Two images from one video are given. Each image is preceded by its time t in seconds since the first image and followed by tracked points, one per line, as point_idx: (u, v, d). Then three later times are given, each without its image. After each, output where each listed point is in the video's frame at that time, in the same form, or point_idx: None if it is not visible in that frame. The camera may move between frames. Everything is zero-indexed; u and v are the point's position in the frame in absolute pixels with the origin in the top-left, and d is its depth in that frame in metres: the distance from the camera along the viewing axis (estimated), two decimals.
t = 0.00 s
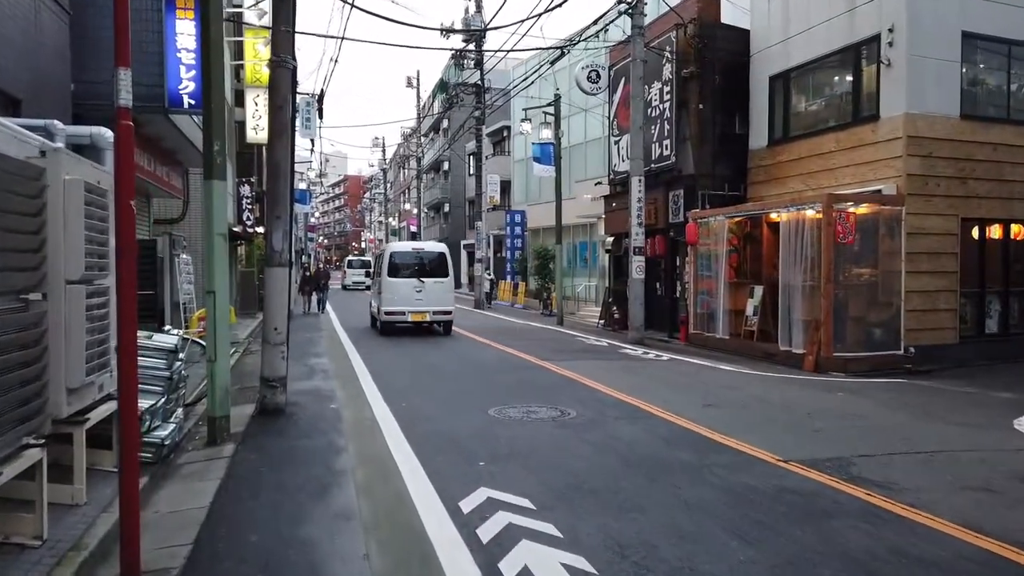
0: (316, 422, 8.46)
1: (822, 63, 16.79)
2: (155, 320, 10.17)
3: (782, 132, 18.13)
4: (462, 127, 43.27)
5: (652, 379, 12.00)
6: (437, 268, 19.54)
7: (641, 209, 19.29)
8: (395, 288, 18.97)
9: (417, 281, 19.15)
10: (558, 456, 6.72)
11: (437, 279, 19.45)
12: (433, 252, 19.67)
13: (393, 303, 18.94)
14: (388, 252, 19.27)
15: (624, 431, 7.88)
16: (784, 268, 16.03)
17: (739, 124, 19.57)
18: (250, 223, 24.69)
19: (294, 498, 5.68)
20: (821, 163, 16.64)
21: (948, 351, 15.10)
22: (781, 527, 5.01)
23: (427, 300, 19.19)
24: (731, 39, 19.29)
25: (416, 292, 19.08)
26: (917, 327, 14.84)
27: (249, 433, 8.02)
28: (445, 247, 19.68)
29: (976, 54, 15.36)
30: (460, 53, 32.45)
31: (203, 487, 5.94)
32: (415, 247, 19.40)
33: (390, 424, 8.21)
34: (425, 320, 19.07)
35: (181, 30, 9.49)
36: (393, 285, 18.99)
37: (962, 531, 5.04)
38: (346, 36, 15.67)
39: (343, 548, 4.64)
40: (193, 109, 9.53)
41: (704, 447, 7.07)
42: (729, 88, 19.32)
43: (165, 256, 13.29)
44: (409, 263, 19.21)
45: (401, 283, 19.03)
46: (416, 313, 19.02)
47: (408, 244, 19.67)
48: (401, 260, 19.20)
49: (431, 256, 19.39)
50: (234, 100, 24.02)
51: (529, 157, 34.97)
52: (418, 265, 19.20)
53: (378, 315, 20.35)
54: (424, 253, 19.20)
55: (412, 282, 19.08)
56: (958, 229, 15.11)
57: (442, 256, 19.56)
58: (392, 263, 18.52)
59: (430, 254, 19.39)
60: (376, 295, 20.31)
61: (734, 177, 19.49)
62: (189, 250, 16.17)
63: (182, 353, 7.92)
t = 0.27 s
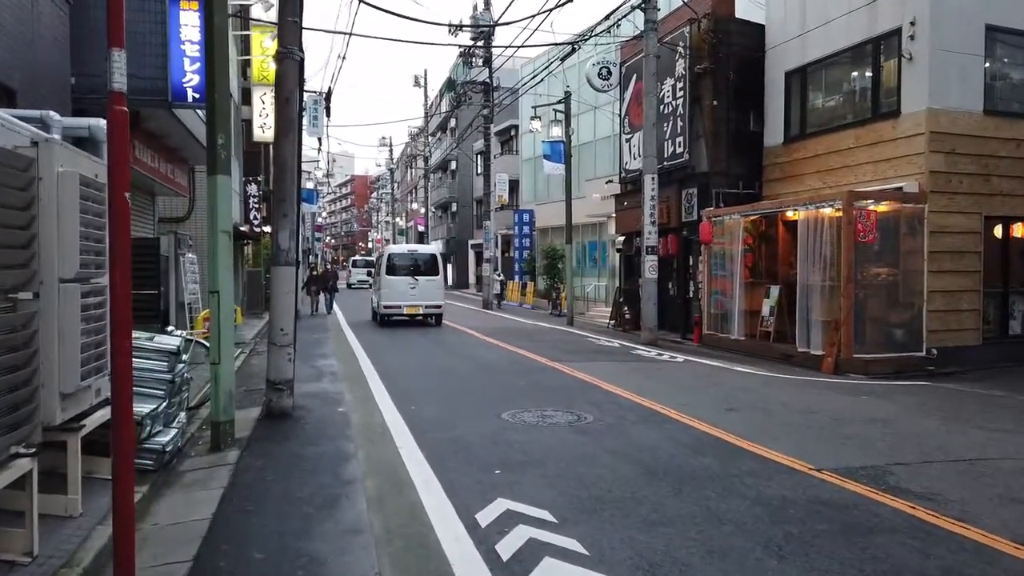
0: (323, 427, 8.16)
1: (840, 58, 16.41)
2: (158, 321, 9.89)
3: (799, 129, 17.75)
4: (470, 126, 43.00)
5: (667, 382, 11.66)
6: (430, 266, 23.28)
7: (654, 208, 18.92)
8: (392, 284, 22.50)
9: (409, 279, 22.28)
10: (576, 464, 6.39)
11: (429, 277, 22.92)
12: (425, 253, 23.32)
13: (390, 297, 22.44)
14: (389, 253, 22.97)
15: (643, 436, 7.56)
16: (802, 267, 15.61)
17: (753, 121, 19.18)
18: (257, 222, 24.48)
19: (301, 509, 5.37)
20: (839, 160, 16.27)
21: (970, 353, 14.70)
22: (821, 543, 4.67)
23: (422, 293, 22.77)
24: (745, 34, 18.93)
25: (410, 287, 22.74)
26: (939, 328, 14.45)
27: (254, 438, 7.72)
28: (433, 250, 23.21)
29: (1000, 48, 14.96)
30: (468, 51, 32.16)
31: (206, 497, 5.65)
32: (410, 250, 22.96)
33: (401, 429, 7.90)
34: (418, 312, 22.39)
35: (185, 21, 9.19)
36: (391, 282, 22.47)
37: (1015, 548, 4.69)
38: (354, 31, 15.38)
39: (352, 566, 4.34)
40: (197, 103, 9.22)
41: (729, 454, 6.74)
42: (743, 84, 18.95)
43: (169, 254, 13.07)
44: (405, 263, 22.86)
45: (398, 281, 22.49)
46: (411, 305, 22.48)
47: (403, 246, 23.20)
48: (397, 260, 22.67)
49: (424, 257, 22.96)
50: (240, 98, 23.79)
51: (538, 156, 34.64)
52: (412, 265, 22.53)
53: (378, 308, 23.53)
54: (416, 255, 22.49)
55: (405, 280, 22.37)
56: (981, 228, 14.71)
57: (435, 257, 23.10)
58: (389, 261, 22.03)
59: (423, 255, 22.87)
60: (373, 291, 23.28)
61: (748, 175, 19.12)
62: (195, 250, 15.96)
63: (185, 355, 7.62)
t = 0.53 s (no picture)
0: (329, 436, 7.86)
1: (855, 55, 16.08)
2: (159, 324, 9.60)
3: (812, 127, 17.42)
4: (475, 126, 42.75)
5: (681, 386, 11.34)
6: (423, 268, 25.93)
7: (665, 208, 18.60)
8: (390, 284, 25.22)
9: (407, 279, 25.25)
10: (596, 477, 6.08)
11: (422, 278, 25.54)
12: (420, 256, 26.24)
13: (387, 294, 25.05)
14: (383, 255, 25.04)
15: (663, 446, 7.25)
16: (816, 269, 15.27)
17: (765, 120, 18.86)
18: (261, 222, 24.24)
19: (307, 528, 5.07)
20: (855, 160, 15.93)
21: (990, 357, 14.35)
22: (863, 567, 4.36)
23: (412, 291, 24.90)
24: (756, 31, 18.62)
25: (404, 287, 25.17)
26: (958, 331, 14.10)
27: (258, 448, 7.43)
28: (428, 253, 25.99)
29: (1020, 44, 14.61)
30: (474, 50, 31.88)
31: (207, 513, 5.36)
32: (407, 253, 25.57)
33: (410, 439, 7.60)
34: (411, 309, 24.97)
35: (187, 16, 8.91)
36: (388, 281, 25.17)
37: None
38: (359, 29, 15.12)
39: None
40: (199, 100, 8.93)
41: (755, 466, 6.43)
42: (755, 82, 18.63)
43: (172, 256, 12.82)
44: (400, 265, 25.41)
45: (394, 281, 25.18)
46: (405, 302, 25.01)
47: (401, 250, 26.16)
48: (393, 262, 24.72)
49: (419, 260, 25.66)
50: (244, 97, 23.57)
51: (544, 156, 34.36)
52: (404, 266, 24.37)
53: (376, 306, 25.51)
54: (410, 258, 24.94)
55: (401, 280, 25.22)
56: (1001, 229, 14.36)
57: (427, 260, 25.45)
58: (386, 264, 24.68)
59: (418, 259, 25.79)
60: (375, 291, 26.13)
61: (760, 174, 18.79)
62: (198, 252, 15.74)
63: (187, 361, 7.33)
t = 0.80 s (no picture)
0: (335, 441, 7.56)
1: (871, 50, 15.73)
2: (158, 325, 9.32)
3: (826, 124, 17.08)
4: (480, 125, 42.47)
5: (696, 389, 11.03)
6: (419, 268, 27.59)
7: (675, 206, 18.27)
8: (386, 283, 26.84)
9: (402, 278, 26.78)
10: (616, 486, 5.77)
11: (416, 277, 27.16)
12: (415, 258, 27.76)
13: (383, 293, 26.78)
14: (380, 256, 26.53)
15: (683, 452, 6.94)
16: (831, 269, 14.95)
17: (777, 117, 18.48)
18: (265, 222, 24.01)
19: (313, 542, 4.77)
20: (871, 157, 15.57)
21: (1010, 358, 13.99)
22: None
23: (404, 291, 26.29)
24: (768, 27, 18.28)
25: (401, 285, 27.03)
26: (977, 332, 13.77)
27: (261, 453, 7.14)
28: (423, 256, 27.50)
29: None
30: (479, 48, 31.58)
31: (207, 525, 5.07)
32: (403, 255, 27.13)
33: (419, 444, 7.29)
34: (406, 306, 26.61)
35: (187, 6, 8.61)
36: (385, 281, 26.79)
37: None
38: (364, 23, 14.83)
39: None
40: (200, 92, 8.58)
41: (782, 474, 6.12)
42: (767, 79, 18.26)
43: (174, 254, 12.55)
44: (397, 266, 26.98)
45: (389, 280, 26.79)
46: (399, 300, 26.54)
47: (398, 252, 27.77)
48: (391, 263, 26.44)
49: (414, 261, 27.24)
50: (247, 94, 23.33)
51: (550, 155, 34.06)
52: (400, 266, 26.28)
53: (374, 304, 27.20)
54: (405, 258, 26.68)
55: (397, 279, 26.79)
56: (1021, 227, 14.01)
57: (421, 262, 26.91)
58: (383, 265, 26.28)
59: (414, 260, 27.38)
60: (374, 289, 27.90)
61: (772, 172, 18.42)
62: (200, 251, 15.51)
63: (187, 363, 7.05)
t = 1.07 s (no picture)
0: (340, 447, 7.22)
1: (888, 44, 15.34)
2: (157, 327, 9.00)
3: (840, 120, 16.69)
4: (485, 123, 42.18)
5: (712, 391, 10.68)
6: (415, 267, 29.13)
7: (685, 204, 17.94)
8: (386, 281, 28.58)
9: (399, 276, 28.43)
10: (639, 498, 5.42)
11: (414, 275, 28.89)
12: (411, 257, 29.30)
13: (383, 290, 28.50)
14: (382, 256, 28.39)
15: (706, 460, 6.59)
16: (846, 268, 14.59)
17: (790, 113, 18.13)
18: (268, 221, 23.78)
19: (316, 560, 4.42)
20: (888, 153, 15.19)
21: None
22: None
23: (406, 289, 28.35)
24: (780, 21, 17.93)
25: (398, 283, 28.40)
26: (999, 333, 13.37)
27: (262, 461, 6.80)
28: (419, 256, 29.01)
29: None
30: (484, 45, 31.25)
31: (203, 541, 4.73)
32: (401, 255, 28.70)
33: (428, 452, 6.94)
34: (404, 302, 28.40)
35: None
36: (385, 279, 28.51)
37: None
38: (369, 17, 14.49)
39: None
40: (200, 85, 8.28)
41: (814, 485, 5.76)
42: (779, 74, 17.94)
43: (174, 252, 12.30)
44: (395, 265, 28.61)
45: (389, 278, 28.55)
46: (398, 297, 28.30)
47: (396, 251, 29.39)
48: (389, 262, 28.13)
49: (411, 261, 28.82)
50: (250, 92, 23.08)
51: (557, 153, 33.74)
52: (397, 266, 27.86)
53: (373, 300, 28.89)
54: (402, 258, 28.19)
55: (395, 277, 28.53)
56: None
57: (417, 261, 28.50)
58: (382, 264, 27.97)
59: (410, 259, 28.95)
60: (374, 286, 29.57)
61: (785, 169, 18.08)
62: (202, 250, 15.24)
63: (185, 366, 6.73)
